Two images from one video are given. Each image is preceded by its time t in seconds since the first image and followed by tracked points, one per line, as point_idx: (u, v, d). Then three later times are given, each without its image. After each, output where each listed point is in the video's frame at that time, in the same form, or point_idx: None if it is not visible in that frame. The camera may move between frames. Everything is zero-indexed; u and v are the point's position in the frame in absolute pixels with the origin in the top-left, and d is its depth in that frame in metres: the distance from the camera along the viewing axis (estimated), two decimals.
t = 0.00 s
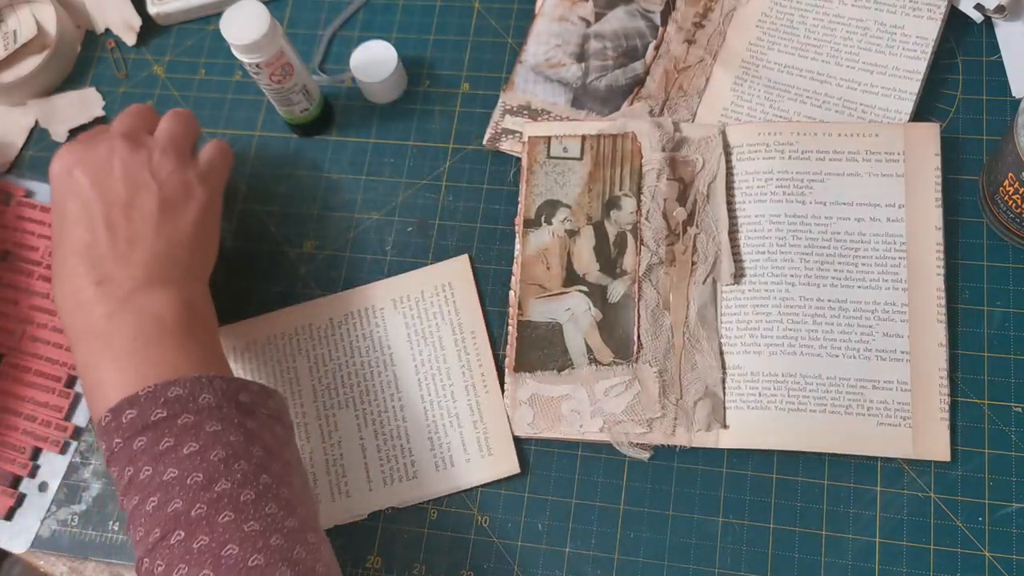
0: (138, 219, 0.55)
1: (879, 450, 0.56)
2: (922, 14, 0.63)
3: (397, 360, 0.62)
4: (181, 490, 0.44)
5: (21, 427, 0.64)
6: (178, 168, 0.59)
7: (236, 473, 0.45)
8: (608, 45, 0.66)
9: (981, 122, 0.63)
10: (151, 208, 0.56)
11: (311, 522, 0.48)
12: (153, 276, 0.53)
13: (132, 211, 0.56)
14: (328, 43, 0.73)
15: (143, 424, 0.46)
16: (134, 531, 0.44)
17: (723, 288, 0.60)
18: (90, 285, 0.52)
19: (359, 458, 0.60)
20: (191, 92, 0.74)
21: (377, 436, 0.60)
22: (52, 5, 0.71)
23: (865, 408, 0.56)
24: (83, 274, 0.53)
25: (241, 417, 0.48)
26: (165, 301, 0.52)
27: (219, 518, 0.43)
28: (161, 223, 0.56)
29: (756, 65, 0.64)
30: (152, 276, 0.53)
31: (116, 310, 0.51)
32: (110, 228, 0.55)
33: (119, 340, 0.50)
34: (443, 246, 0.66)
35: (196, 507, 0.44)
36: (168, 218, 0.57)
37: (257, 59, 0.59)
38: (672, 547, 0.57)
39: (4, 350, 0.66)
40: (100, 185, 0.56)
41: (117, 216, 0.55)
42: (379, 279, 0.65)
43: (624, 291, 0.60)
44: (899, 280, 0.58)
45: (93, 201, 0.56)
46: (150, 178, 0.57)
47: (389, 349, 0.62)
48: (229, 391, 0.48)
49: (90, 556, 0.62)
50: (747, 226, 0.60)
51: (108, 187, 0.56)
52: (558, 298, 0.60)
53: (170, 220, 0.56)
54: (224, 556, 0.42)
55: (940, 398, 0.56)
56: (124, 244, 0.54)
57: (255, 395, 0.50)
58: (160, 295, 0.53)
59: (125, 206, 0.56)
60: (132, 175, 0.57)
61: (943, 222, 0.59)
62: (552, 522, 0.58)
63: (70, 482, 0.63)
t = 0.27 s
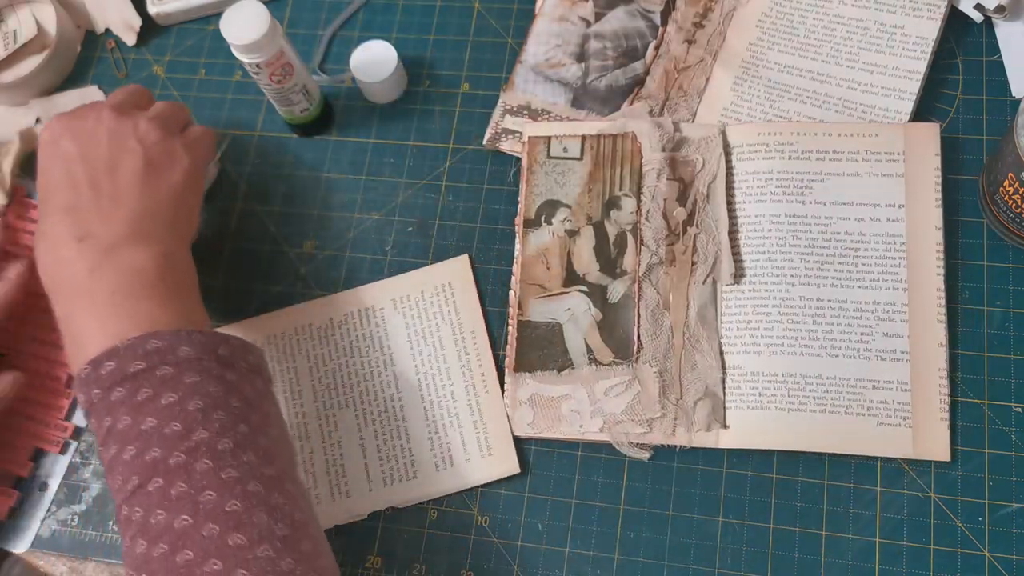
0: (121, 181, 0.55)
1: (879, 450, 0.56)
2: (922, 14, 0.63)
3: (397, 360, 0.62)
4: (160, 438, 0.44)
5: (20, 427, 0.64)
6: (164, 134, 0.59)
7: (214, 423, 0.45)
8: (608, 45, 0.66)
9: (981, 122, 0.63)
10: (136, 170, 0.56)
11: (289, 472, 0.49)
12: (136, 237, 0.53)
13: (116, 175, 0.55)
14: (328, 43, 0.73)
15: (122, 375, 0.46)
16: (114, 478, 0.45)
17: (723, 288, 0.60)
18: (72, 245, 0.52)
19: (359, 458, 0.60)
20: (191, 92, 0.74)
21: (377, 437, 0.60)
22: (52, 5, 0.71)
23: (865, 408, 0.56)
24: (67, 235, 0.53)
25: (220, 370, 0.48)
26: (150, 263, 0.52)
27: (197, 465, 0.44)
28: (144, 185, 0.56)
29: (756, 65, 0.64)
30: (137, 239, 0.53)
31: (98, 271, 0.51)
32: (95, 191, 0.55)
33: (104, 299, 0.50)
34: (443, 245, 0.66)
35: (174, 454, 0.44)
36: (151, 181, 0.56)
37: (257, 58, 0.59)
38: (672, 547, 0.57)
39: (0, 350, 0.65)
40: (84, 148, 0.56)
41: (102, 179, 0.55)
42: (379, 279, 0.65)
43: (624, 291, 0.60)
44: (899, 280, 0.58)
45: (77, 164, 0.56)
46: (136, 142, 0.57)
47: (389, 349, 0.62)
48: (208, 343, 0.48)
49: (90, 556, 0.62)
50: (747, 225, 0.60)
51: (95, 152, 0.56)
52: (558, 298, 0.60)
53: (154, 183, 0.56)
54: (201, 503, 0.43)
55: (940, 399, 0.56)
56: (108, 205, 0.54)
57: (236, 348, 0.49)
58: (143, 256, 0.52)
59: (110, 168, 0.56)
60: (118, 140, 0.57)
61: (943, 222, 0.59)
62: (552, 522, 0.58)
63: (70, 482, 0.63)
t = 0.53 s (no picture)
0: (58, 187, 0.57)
1: (879, 451, 0.56)
2: (922, 14, 0.63)
3: (397, 360, 0.62)
4: (113, 457, 0.45)
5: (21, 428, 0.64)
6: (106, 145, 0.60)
7: (165, 436, 0.47)
8: (608, 45, 0.66)
9: (981, 122, 0.63)
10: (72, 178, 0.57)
11: (244, 479, 0.50)
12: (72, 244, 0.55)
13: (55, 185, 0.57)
14: (328, 43, 0.73)
15: (76, 399, 0.47)
16: (73, 499, 0.46)
17: (723, 288, 0.60)
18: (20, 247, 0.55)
19: (359, 459, 0.60)
20: (191, 92, 0.74)
21: (378, 437, 0.60)
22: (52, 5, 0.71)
23: (865, 408, 0.56)
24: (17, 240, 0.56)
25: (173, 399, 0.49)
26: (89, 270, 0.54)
27: (151, 480, 0.45)
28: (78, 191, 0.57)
29: (756, 65, 0.64)
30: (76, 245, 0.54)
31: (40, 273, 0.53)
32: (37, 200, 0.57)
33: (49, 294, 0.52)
34: (443, 246, 0.66)
35: (129, 473, 0.45)
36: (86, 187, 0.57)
37: (257, 58, 0.59)
38: (672, 547, 0.57)
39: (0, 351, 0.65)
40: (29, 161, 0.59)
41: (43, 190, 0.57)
42: (379, 279, 0.65)
43: (624, 291, 0.60)
44: (899, 280, 0.58)
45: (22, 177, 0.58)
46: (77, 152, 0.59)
47: (389, 349, 0.62)
48: (156, 357, 0.49)
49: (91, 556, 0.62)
50: (747, 225, 0.60)
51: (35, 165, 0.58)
52: (558, 298, 0.60)
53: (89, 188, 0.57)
54: (157, 517, 0.44)
55: (941, 399, 0.56)
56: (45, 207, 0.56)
57: (183, 360, 0.51)
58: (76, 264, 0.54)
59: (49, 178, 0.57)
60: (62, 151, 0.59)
61: (943, 222, 0.59)
62: (552, 522, 0.58)
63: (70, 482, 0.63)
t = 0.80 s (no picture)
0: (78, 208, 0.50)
1: (879, 451, 0.56)
2: (922, 14, 0.63)
3: (397, 361, 0.62)
4: (166, 511, 0.41)
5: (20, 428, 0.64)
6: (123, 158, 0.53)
7: (218, 495, 0.43)
8: (608, 45, 0.66)
9: (981, 122, 0.63)
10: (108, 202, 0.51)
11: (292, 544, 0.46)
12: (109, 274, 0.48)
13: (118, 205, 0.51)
14: (328, 43, 0.73)
15: (126, 439, 0.42)
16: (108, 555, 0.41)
17: (723, 288, 0.60)
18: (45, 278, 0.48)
19: (358, 459, 0.60)
20: (191, 92, 0.74)
21: (377, 437, 0.60)
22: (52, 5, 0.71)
23: (865, 408, 0.56)
24: (38, 256, 0.48)
25: (221, 425, 0.45)
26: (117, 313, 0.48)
27: (206, 541, 0.41)
28: (105, 219, 0.50)
29: (755, 65, 0.64)
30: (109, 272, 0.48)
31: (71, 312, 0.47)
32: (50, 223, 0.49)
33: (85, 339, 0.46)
34: (443, 245, 0.66)
35: (174, 501, 0.41)
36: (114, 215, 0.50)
37: (257, 58, 0.59)
38: (672, 547, 0.57)
39: None
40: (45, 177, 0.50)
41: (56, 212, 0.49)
42: (379, 278, 0.65)
43: (624, 291, 0.60)
44: (899, 280, 0.58)
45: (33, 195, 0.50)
46: (94, 170, 0.51)
47: (389, 350, 0.62)
48: (213, 410, 0.45)
49: (90, 556, 0.62)
50: (747, 225, 0.60)
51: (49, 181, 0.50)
52: (558, 298, 0.60)
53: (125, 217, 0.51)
54: None
55: (941, 399, 0.56)
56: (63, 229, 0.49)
57: (236, 416, 0.47)
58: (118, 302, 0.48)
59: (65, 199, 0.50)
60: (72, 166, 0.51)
61: (943, 222, 0.59)
62: (552, 522, 0.58)
63: (70, 482, 0.63)
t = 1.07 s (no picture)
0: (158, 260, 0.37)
1: (879, 451, 0.56)
2: (921, 14, 0.63)
3: (397, 361, 0.62)
4: None
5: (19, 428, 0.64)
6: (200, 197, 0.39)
7: None
8: (608, 45, 0.66)
9: (981, 122, 0.63)
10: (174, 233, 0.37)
11: None
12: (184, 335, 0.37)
13: (176, 254, 0.37)
14: (328, 43, 0.73)
15: None
16: None
17: (723, 288, 0.60)
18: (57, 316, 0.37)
19: (358, 458, 0.60)
20: (191, 92, 0.74)
21: (376, 437, 0.60)
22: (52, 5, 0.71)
23: (866, 408, 0.56)
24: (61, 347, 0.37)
25: None
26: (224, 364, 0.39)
27: None
28: (172, 236, 0.37)
29: (755, 65, 0.64)
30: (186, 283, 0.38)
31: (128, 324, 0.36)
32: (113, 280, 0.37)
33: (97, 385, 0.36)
34: (443, 245, 0.66)
35: None
36: (186, 249, 0.38)
37: (257, 59, 0.59)
38: (672, 547, 0.57)
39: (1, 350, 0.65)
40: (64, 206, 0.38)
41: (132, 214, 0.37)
42: (380, 278, 0.65)
43: (625, 291, 0.60)
44: (899, 280, 0.58)
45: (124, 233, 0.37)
46: (166, 181, 0.38)
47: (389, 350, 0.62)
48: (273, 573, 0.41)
49: (90, 556, 0.62)
50: (747, 225, 0.60)
51: (145, 214, 0.37)
52: (558, 299, 0.60)
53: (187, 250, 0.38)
54: None
55: (941, 399, 0.56)
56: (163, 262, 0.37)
57: None
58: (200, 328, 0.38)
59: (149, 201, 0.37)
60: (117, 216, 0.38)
61: (943, 222, 0.59)
62: (553, 522, 0.58)
63: (70, 482, 0.63)
